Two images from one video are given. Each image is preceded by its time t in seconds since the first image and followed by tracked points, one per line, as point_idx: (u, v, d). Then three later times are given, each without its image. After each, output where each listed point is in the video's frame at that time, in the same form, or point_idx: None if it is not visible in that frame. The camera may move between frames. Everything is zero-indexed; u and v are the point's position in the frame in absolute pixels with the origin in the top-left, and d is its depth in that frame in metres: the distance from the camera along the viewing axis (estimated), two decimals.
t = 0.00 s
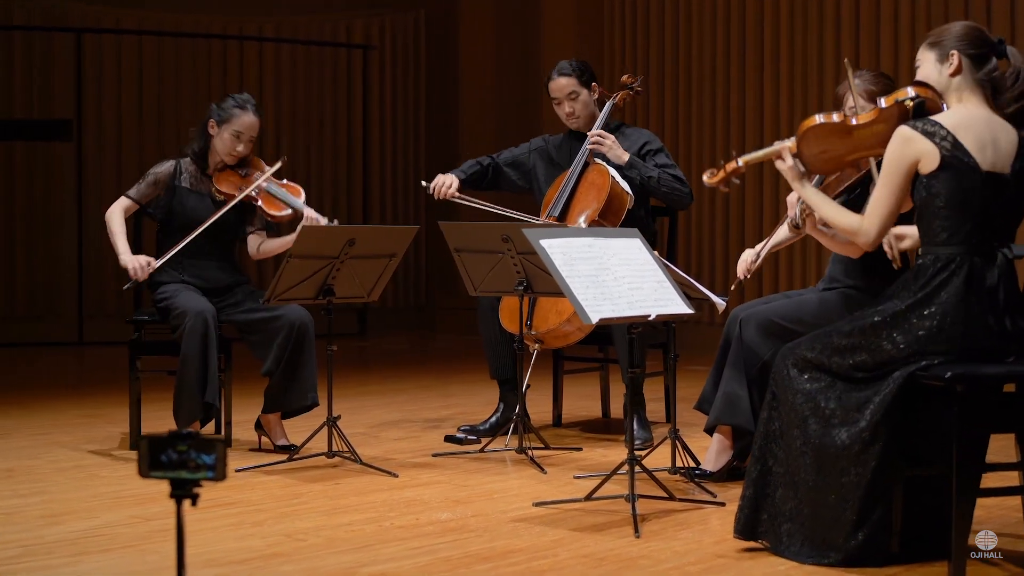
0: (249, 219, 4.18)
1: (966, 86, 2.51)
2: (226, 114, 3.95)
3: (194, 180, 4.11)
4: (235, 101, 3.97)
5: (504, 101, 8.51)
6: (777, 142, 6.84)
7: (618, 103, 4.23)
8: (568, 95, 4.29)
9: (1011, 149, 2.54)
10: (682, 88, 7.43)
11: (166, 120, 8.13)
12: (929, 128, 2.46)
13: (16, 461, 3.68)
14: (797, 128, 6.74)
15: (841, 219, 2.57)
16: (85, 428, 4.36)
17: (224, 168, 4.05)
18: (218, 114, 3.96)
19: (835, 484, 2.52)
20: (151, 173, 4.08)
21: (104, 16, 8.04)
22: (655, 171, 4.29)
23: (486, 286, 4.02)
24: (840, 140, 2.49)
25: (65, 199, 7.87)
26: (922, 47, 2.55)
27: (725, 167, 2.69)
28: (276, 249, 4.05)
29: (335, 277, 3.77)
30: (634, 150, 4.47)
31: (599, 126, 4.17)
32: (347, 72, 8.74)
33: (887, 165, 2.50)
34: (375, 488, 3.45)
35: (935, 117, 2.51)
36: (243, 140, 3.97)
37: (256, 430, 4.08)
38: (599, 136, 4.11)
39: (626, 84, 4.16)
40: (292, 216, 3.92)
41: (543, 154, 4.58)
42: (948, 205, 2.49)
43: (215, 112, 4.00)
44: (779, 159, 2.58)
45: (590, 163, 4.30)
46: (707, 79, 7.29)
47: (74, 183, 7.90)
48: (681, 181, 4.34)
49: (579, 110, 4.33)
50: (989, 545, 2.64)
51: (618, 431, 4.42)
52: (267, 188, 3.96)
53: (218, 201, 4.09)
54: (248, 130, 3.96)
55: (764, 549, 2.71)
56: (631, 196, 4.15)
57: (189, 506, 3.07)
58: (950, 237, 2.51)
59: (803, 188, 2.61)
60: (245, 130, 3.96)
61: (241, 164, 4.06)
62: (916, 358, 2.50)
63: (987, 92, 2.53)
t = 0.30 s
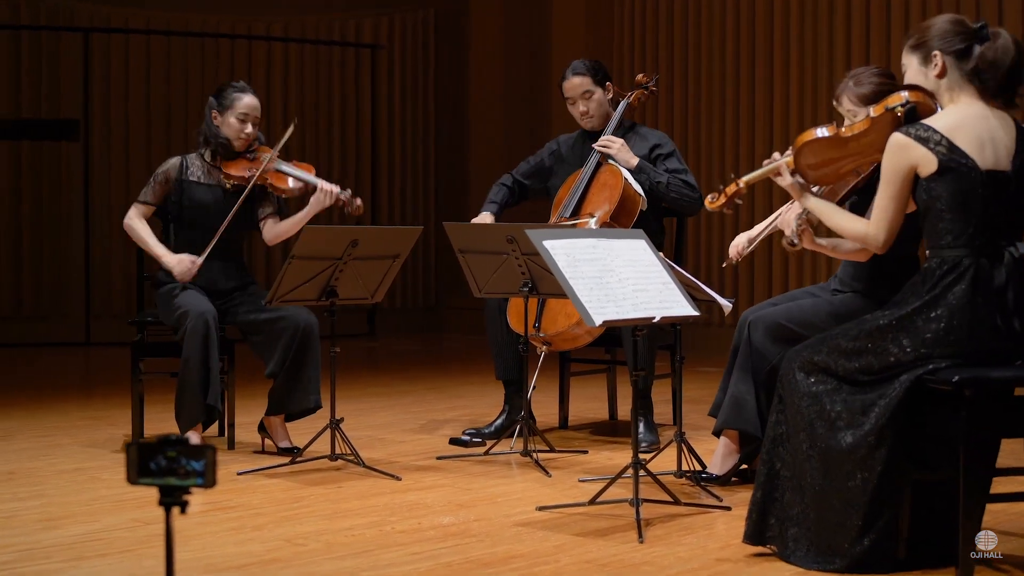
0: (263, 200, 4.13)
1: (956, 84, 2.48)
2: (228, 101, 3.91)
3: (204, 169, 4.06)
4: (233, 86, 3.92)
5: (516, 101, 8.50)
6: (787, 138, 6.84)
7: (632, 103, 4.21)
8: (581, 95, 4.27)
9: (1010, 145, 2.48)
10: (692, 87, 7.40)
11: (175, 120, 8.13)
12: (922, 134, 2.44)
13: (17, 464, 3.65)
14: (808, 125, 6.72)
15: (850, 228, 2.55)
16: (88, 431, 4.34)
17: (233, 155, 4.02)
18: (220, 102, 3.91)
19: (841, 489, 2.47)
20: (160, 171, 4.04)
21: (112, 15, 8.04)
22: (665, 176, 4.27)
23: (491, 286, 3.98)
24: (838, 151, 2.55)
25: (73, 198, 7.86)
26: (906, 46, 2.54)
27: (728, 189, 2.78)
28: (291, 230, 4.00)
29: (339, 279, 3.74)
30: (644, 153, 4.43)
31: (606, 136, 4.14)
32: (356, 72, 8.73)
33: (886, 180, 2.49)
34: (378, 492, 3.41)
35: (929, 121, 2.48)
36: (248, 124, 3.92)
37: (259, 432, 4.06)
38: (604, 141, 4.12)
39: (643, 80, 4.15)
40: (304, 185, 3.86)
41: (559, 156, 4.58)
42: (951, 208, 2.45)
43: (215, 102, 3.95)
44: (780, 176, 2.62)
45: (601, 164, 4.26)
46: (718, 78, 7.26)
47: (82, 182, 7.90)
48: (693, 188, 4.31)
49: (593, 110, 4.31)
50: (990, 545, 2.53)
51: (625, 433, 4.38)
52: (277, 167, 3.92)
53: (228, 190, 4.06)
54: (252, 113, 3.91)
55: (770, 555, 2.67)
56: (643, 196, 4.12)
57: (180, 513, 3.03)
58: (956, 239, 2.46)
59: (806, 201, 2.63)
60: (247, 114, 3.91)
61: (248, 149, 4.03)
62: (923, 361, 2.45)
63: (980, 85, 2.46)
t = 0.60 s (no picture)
0: (260, 195, 4.12)
1: (964, 84, 2.45)
2: (215, 98, 3.91)
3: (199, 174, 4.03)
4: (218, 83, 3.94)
5: (523, 101, 8.48)
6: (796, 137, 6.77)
7: (638, 103, 4.17)
8: (590, 84, 4.25)
9: (1016, 147, 2.44)
10: (699, 87, 7.36)
11: (181, 120, 8.12)
12: (929, 134, 2.39)
13: (18, 465, 3.63)
14: (818, 124, 6.66)
15: (853, 229, 2.53)
16: (90, 432, 4.31)
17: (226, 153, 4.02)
18: (205, 101, 3.92)
19: (845, 493, 2.43)
20: (156, 179, 3.97)
21: (118, 15, 8.03)
22: (673, 168, 4.23)
23: (496, 287, 3.94)
24: (841, 153, 2.49)
25: (79, 197, 7.86)
26: (912, 47, 2.51)
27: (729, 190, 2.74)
28: (295, 217, 3.99)
29: (341, 279, 3.70)
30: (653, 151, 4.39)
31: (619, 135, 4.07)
32: (363, 72, 8.71)
33: (893, 177, 2.44)
34: (380, 495, 3.38)
35: (936, 121, 2.43)
36: (237, 119, 3.93)
37: (262, 434, 4.03)
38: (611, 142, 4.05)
39: (648, 81, 4.11)
40: (299, 168, 3.93)
41: (570, 155, 4.53)
42: (958, 211, 2.41)
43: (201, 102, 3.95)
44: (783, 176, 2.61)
45: (608, 164, 4.23)
46: (725, 77, 7.22)
47: (88, 182, 7.89)
48: (703, 173, 4.25)
49: (602, 100, 4.28)
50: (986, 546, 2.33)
51: (630, 435, 4.34)
52: (271, 155, 3.97)
53: (224, 188, 4.04)
54: (239, 108, 3.92)
55: (774, 560, 2.62)
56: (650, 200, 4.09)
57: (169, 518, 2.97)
58: (963, 243, 2.42)
59: (809, 202, 2.60)
60: (234, 109, 3.92)
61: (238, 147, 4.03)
62: (929, 365, 2.41)
63: (986, 86, 2.43)
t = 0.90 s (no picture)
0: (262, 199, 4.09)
1: (969, 82, 2.41)
2: (215, 100, 3.88)
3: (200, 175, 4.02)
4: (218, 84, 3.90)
5: (529, 100, 8.45)
6: (805, 135, 6.72)
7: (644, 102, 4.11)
8: (596, 83, 4.22)
9: None
10: (707, 85, 7.32)
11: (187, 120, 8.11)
12: (935, 132, 2.35)
13: (19, 466, 3.61)
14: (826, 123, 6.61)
15: (857, 230, 2.50)
16: (93, 433, 4.30)
17: (226, 154, 3.98)
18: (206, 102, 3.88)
19: (851, 496, 2.39)
20: (158, 180, 3.96)
21: (124, 15, 8.03)
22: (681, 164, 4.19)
23: (500, 287, 3.91)
24: (846, 152, 2.45)
25: (84, 198, 7.86)
26: (917, 44, 2.46)
27: (733, 192, 2.72)
28: (298, 222, 3.96)
29: (344, 279, 3.68)
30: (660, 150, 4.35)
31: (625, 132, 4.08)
32: (369, 71, 8.69)
33: (898, 177, 2.40)
34: (382, 496, 3.35)
35: (941, 119, 2.40)
36: (237, 121, 3.89)
37: (265, 435, 4.01)
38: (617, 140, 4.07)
39: (654, 80, 4.07)
40: (302, 175, 3.90)
41: (579, 153, 4.50)
42: (965, 210, 2.37)
43: (202, 102, 3.92)
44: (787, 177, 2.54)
45: (614, 163, 4.19)
46: (732, 75, 7.17)
47: (94, 183, 7.89)
48: (711, 173, 4.22)
49: (607, 100, 4.24)
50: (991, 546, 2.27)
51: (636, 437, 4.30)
52: (273, 159, 3.94)
53: (225, 190, 4.02)
54: (239, 111, 3.89)
55: (780, 564, 2.58)
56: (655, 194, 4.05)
57: (159, 520, 2.91)
58: (970, 242, 2.38)
59: (812, 204, 2.56)
60: (235, 112, 3.89)
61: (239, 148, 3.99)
62: (935, 366, 2.37)
63: (994, 85, 2.41)
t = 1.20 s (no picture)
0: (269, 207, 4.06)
1: (974, 80, 2.38)
2: (220, 115, 3.80)
3: (205, 184, 3.99)
4: (227, 99, 3.82)
5: (536, 99, 8.42)
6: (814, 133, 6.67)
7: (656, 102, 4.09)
8: (603, 94, 4.18)
9: None
10: (716, 83, 7.28)
11: (194, 120, 8.11)
12: (938, 131, 2.32)
13: (20, 467, 3.59)
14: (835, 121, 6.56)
15: (861, 233, 2.45)
16: (96, 433, 4.28)
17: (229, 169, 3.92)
18: (213, 115, 3.81)
19: (857, 499, 2.35)
20: (165, 177, 3.95)
21: (130, 15, 8.02)
22: (689, 168, 4.18)
23: (504, 287, 3.88)
24: (849, 154, 2.48)
25: (91, 198, 7.87)
26: (919, 43, 2.43)
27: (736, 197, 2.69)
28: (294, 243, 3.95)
29: (347, 279, 3.65)
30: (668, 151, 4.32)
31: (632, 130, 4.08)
32: (376, 71, 8.68)
33: (902, 178, 2.36)
34: (385, 498, 3.33)
35: (945, 117, 2.36)
36: (240, 139, 3.82)
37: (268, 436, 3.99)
38: (632, 134, 4.02)
39: (666, 80, 4.04)
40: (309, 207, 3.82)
41: (587, 153, 4.47)
42: (970, 209, 2.33)
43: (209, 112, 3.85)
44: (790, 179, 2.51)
45: (624, 162, 4.15)
46: (741, 73, 7.13)
47: (100, 184, 7.89)
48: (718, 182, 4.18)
49: (615, 108, 4.21)
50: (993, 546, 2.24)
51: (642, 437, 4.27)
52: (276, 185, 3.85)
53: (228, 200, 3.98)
54: (244, 130, 3.81)
55: (784, 566, 2.55)
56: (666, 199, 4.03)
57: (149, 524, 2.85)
58: (976, 241, 2.34)
59: (817, 207, 2.51)
60: (240, 130, 3.81)
61: (244, 161, 3.93)
62: (942, 368, 2.34)
63: (997, 83, 2.37)
